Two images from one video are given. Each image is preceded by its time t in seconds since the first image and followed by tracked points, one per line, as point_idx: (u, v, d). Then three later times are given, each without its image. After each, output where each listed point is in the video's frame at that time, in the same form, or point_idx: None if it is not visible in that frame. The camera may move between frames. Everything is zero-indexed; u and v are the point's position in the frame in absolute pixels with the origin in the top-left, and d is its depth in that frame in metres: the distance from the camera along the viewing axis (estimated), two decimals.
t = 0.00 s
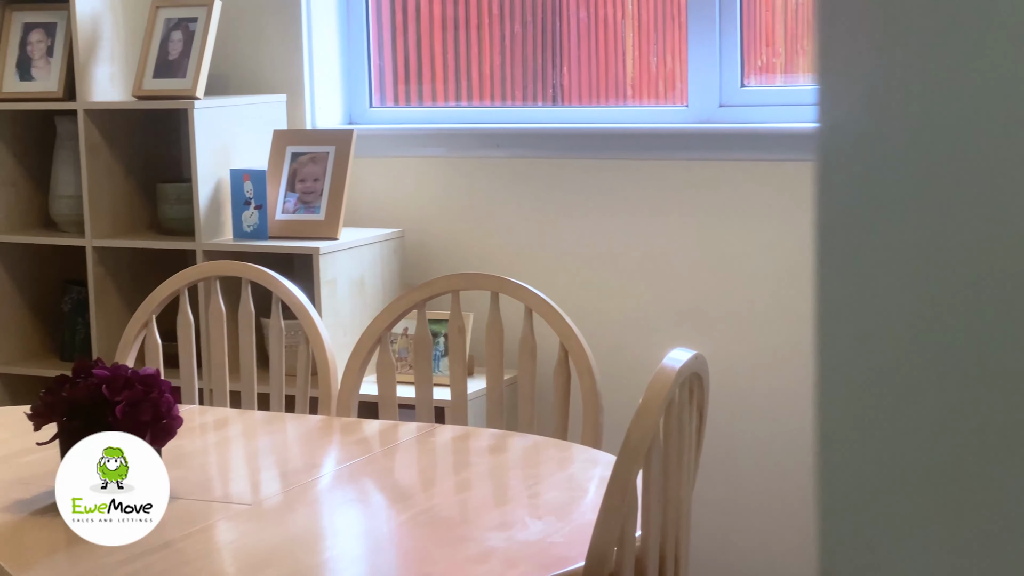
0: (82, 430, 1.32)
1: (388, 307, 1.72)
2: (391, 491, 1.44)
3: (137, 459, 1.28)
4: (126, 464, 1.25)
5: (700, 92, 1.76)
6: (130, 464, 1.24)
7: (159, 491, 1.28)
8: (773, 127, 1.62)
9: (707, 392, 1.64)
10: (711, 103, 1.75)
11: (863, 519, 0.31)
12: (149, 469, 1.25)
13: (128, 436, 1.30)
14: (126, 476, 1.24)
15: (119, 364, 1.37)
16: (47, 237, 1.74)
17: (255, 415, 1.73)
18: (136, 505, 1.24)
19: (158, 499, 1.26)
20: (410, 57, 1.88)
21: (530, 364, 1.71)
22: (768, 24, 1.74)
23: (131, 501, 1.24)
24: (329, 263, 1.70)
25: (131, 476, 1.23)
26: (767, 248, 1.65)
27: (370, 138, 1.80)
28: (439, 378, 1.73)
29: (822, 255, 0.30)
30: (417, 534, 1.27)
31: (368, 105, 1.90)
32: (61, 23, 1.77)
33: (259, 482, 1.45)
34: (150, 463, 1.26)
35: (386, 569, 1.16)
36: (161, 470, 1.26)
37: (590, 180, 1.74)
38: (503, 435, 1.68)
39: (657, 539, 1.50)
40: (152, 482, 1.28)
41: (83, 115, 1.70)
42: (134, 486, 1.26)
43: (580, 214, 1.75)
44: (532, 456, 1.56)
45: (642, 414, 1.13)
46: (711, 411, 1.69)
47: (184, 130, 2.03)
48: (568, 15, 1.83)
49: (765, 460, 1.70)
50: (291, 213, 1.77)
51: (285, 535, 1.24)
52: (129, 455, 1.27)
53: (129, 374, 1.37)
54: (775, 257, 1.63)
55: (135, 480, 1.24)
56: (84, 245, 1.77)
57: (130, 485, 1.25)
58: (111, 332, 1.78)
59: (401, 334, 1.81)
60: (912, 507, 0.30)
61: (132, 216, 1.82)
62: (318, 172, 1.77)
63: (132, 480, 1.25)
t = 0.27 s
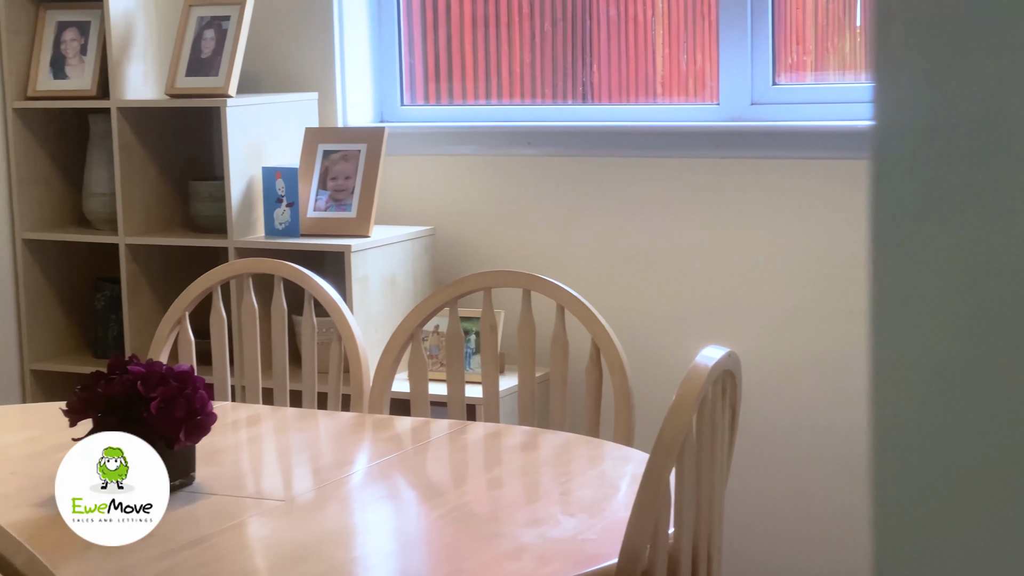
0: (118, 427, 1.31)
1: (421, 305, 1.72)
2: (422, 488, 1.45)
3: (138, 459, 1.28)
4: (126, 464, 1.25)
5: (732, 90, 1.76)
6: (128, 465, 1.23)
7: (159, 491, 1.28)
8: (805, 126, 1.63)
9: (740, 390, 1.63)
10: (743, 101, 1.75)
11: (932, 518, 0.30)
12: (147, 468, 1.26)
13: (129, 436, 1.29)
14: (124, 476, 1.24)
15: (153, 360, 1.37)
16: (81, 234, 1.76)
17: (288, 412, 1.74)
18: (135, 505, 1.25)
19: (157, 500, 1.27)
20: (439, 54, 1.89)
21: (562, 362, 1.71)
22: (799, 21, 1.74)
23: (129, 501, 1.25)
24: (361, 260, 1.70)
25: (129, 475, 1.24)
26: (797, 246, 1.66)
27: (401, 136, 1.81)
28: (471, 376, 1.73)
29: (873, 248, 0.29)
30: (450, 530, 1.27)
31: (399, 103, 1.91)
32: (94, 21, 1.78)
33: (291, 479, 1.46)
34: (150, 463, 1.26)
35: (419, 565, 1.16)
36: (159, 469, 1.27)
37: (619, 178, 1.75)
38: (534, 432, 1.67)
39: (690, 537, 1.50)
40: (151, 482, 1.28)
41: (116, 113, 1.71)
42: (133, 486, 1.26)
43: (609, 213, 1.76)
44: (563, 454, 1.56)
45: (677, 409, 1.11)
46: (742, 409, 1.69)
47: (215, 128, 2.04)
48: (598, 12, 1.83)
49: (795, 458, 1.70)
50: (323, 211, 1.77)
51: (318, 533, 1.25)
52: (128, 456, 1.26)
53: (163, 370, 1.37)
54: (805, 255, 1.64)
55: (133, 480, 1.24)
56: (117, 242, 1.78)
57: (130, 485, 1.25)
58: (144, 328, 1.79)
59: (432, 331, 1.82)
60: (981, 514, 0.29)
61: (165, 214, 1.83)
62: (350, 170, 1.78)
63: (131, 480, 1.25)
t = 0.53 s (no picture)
0: (153, 423, 1.34)
1: (453, 302, 1.73)
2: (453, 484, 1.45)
3: (139, 458, 1.25)
4: (126, 464, 1.22)
5: (764, 87, 1.76)
6: (127, 466, 1.20)
7: (159, 491, 1.26)
8: (838, 124, 1.63)
9: (773, 387, 1.63)
10: (775, 98, 1.75)
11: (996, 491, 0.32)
12: (145, 468, 1.23)
13: (130, 436, 1.26)
14: (125, 476, 1.21)
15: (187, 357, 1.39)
16: (115, 232, 1.77)
17: (320, 408, 1.74)
18: (136, 505, 1.23)
19: (157, 500, 1.25)
20: (470, 53, 1.90)
21: (594, 359, 1.71)
22: (831, 19, 1.74)
23: (130, 501, 1.23)
24: (393, 258, 1.71)
25: (130, 475, 1.21)
26: (827, 244, 1.67)
27: (432, 134, 1.82)
28: (502, 373, 1.74)
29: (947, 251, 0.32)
30: (482, 527, 1.27)
31: (431, 101, 1.91)
32: (128, 20, 1.79)
33: (324, 475, 1.46)
34: (151, 463, 1.23)
35: (452, 562, 1.17)
36: (157, 469, 1.24)
37: (650, 177, 1.76)
38: (566, 429, 1.67)
39: (723, 534, 1.50)
40: (152, 482, 1.25)
41: (150, 111, 1.72)
42: (134, 486, 1.23)
43: (639, 211, 1.77)
44: (594, 452, 1.56)
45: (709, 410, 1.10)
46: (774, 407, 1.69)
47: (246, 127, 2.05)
48: (628, 10, 1.84)
49: (825, 457, 1.71)
50: (354, 209, 1.78)
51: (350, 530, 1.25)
52: (128, 456, 1.23)
53: (197, 367, 1.38)
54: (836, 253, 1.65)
55: (133, 479, 1.22)
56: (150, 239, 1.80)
57: (130, 485, 1.22)
58: (176, 325, 1.80)
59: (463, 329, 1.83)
60: None
61: (196, 212, 1.84)
62: (381, 168, 1.78)
63: (131, 480, 1.22)
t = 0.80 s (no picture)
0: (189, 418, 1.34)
1: (485, 299, 1.72)
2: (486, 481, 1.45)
3: (139, 458, 1.24)
4: (127, 464, 1.19)
5: (797, 84, 1.76)
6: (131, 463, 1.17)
7: (159, 491, 1.26)
8: (873, 120, 1.63)
9: (809, 385, 1.62)
10: (809, 95, 1.75)
11: (1017, 431, 0.41)
12: (146, 468, 1.23)
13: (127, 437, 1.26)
14: (128, 476, 1.20)
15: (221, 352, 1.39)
16: (148, 229, 1.79)
17: (353, 405, 1.74)
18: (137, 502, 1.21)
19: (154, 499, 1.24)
20: (500, 51, 1.91)
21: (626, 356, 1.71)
22: (863, 15, 1.73)
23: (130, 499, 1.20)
24: (425, 255, 1.72)
25: (133, 474, 1.21)
26: (860, 241, 1.67)
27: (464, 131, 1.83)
28: (534, 370, 1.74)
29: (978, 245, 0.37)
30: (514, 524, 1.26)
31: (462, 98, 1.93)
32: (161, 18, 1.80)
33: (356, 472, 1.45)
34: (153, 463, 1.25)
35: (483, 559, 1.16)
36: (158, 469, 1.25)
37: (681, 174, 1.76)
38: (599, 426, 1.64)
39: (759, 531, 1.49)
40: (153, 482, 1.25)
41: (183, 109, 1.73)
42: (135, 486, 1.21)
43: (670, 209, 1.77)
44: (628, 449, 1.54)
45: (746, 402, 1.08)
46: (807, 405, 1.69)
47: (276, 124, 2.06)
48: (658, 7, 1.84)
49: (857, 455, 1.71)
50: (386, 206, 1.78)
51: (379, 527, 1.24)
52: (131, 456, 1.22)
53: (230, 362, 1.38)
54: (869, 250, 1.65)
55: (136, 479, 1.21)
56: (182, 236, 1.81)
57: (131, 485, 1.20)
58: (208, 322, 1.81)
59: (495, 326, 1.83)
60: None
61: (229, 208, 1.84)
62: (413, 165, 1.79)
63: (133, 480, 1.21)
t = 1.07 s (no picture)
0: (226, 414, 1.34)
1: (517, 297, 1.73)
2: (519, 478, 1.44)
3: (140, 454, 1.02)
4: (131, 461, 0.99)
5: (831, 81, 1.76)
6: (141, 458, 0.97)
7: (159, 489, 1.05)
8: (908, 117, 1.63)
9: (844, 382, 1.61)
10: (842, 93, 1.75)
11: None
12: (147, 467, 1.03)
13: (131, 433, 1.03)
14: (126, 477, 0.99)
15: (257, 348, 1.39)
16: (182, 226, 1.80)
17: (387, 402, 1.74)
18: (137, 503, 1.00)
19: (158, 498, 1.04)
20: (531, 50, 1.92)
21: (660, 353, 1.71)
22: (895, 13, 1.73)
23: (130, 501, 0.99)
24: (457, 252, 1.71)
25: (132, 475, 1.00)
26: (895, 238, 1.67)
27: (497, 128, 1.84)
28: (568, 367, 1.75)
29: None
30: (547, 521, 1.26)
31: (494, 96, 1.94)
32: (194, 16, 1.81)
33: (389, 468, 1.45)
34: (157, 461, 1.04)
35: (516, 558, 1.16)
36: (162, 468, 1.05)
37: (713, 171, 1.77)
38: (634, 423, 1.62)
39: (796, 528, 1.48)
40: (153, 481, 1.04)
41: (217, 106, 1.73)
42: (136, 485, 1.00)
43: (704, 207, 1.77)
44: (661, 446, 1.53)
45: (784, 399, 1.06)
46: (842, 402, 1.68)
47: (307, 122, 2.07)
48: (690, 5, 1.83)
49: (893, 454, 1.70)
50: (419, 203, 1.79)
51: (413, 525, 1.24)
52: (130, 453, 1.01)
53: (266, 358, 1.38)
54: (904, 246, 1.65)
55: (135, 480, 1.00)
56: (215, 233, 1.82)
57: (132, 484, 0.99)
58: (241, 319, 1.82)
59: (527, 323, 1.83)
60: None
61: (261, 205, 1.85)
62: (446, 163, 1.79)
63: (135, 479, 1.00)
